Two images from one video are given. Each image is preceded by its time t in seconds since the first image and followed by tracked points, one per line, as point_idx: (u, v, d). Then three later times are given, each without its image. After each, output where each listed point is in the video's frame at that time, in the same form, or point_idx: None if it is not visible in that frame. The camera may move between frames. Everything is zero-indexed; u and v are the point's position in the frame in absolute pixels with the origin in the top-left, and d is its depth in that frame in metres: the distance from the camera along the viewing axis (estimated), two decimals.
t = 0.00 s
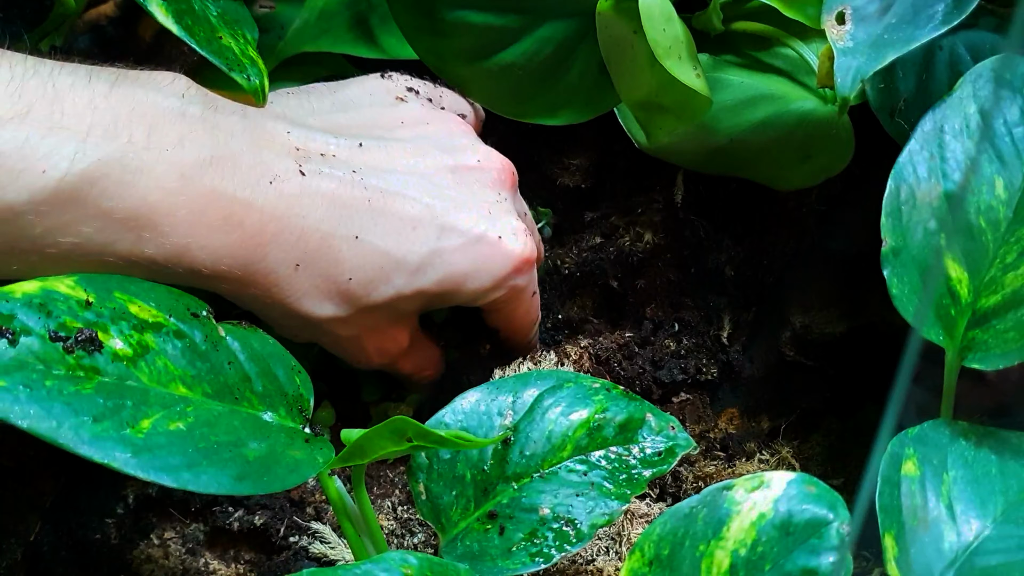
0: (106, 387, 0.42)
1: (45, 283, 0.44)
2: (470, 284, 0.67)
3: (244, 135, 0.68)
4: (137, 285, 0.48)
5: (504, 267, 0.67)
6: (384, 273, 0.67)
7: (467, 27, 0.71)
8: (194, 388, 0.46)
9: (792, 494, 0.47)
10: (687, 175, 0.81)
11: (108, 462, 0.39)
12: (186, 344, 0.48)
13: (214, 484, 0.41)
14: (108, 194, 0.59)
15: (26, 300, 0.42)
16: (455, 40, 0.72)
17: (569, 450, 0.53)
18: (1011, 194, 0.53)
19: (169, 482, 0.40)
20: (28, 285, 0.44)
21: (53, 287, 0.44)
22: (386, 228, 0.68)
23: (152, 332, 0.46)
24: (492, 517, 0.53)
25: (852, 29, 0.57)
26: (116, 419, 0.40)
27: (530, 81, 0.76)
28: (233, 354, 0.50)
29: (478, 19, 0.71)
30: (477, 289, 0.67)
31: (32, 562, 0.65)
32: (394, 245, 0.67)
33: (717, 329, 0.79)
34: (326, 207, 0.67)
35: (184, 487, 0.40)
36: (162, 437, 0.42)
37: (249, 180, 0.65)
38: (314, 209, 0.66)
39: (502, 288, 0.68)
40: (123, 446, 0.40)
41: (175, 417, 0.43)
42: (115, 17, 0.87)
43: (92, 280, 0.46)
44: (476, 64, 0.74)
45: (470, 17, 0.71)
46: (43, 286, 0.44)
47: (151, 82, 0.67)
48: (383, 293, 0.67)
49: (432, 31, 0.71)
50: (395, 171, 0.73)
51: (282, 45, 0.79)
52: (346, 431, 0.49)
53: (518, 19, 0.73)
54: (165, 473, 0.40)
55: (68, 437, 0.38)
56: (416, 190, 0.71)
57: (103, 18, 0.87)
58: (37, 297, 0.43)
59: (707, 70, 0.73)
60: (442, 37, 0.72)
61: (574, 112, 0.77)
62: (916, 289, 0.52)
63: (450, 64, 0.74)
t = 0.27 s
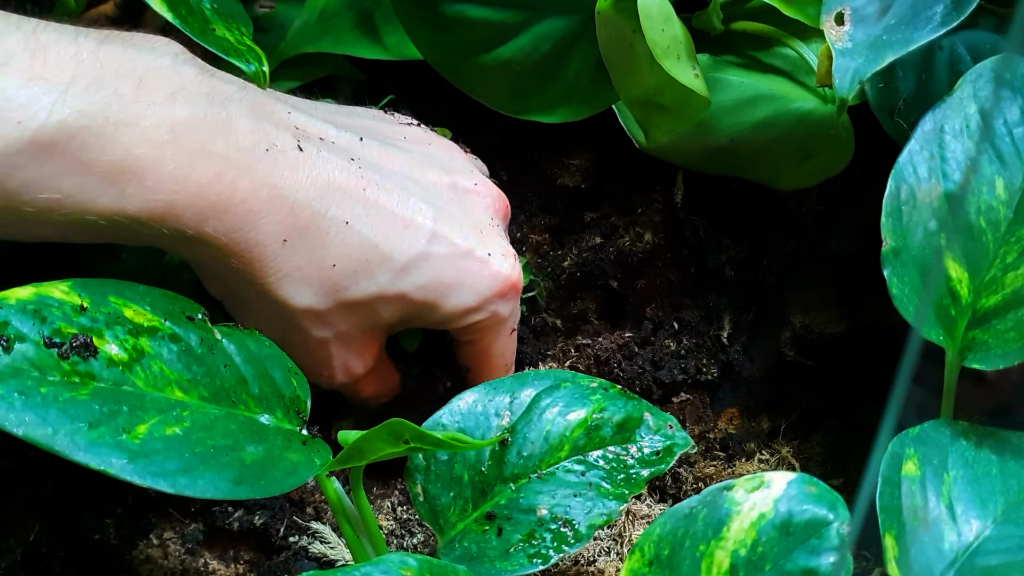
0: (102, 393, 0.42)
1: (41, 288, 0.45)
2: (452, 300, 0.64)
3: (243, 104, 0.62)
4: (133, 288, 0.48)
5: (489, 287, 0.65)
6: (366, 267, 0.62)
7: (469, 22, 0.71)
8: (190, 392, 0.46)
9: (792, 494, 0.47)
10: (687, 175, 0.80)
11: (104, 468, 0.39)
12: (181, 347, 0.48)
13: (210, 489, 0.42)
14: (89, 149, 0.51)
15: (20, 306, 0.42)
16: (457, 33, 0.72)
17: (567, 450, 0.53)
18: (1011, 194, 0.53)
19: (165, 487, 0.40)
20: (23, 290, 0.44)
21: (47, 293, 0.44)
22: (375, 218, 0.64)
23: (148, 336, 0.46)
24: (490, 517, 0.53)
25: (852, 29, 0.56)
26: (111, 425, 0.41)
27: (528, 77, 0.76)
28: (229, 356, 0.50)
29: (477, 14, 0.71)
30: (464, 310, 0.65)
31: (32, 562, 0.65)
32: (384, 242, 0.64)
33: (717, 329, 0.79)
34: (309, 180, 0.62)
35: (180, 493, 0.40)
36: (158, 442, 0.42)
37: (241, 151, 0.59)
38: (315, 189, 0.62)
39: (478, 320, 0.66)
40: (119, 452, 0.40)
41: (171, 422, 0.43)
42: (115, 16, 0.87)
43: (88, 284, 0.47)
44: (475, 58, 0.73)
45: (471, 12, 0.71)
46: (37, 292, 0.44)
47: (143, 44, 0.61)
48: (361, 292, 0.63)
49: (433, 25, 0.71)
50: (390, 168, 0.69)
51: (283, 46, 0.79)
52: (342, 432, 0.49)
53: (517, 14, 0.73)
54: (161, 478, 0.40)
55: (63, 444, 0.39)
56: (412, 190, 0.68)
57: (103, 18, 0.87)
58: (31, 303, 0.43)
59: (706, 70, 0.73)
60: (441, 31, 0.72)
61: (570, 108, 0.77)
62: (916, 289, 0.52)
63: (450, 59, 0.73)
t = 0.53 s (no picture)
0: (107, 386, 0.42)
1: (46, 283, 0.45)
2: (522, 278, 0.68)
3: (308, 134, 0.67)
4: (139, 285, 0.49)
5: (555, 265, 0.68)
6: (439, 267, 0.67)
7: (467, 18, 0.71)
8: (195, 388, 0.46)
9: (793, 493, 0.47)
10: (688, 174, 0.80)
11: (108, 461, 0.39)
12: (186, 344, 0.48)
13: (214, 484, 0.41)
14: (185, 186, 0.57)
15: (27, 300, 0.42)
16: (455, 31, 0.72)
17: (569, 450, 0.53)
18: (1011, 194, 0.53)
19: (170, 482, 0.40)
20: (29, 285, 0.44)
21: (53, 287, 0.45)
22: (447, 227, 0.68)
23: (153, 331, 0.47)
24: (492, 516, 0.53)
25: (852, 29, 0.56)
26: (117, 418, 0.41)
27: (528, 73, 0.75)
28: (234, 353, 0.50)
29: (477, 10, 0.71)
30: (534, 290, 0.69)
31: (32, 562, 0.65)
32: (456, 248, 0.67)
33: (717, 329, 0.79)
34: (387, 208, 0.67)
35: (185, 487, 0.40)
36: (163, 437, 0.42)
37: (323, 181, 0.65)
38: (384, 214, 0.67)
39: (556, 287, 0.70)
40: (123, 445, 0.40)
41: (175, 417, 0.43)
42: (114, 16, 0.87)
43: (94, 280, 0.47)
44: (475, 56, 0.73)
45: (470, 8, 0.71)
46: (43, 286, 0.44)
47: (218, 84, 0.67)
48: (438, 289, 0.68)
49: (432, 22, 0.71)
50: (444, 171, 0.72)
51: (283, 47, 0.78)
52: (346, 431, 0.49)
53: (515, 12, 0.72)
54: (165, 472, 0.40)
55: (68, 437, 0.39)
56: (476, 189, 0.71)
57: (102, 18, 0.87)
58: (37, 296, 0.43)
59: (706, 70, 0.73)
60: (440, 28, 0.71)
61: (568, 105, 0.77)
62: (916, 289, 0.52)
63: (449, 55, 0.73)
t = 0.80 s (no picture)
0: (107, 388, 0.42)
1: (45, 282, 0.44)
2: (473, 293, 0.66)
3: (270, 90, 0.65)
4: (138, 285, 0.48)
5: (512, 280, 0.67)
6: (387, 252, 0.64)
7: (467, 19, 0.71)
8: (194, 389, 0.46)
9: (793, 493, 0.47)
10: (687, 175, 0.80)
11: (109, 463, 0.39)
12: (185, 345, 0.48)
13: (215, 485, 0.41)
14: (124, 125, 0.53)
15: (27, 301, 0.42)
16: (455, 32, 0.72)
17: (568, 448, 0.53)
18: (1011, 194, 0.53)
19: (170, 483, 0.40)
20: (29, 285, 0.43)
21: (54, 287, 0.44)
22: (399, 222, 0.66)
23: (153, 332, 0.46)
24: (492, 514, 0.53)
25: (852, 29, 0.56)
26: (117, 419, 0.40)
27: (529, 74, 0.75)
28: (233, 354, 0.50)
29: (477, 11, 0.71)
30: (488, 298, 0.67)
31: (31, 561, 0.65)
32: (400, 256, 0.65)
33: (717, 329, 0.79)
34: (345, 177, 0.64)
35: (185, 488, 0.40)
36: (164, 438, 0.41)
37: (287, 151, 0.61)
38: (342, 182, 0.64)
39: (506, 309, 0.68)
40: (123, 447, 0.40)
41: (175, 418, 0.43)
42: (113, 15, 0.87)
43: (94, 280, 0.46)
44: (473, 56, 0.73)
45: (471, 10, 0.71)
46: (43, 286, 0.43)
47: (175, 31, 0.63)
48: (383, 276, 0.65)
49: (432, 23, 0.71)
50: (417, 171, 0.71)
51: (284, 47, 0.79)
52: (345, 431, 0.49)
53: (517, 12, 0.73)
54: (166, 474, 0.40)
55: (68, 438, 0.38)
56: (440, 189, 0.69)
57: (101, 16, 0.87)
58: (37, 297, 0.43)
59: (706, 70, 0.73)
60: (441, 29, 0.72)
61: (572, 104, 0.77)
62: (917, 289, 0.52)
63: (449, 56, 0.73)
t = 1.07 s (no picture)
0: (103, 392, 0.43)
1: (41, 288, 0.46)
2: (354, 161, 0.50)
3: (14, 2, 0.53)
4: (134, 288, 0.49)
5: (367, 140, 0.50)
6: (227, 109, 0.48)
7: None
8: (191, 391, 0.47)
9: (792, 495, 0.47)
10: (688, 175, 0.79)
11: (105, 467, 0.40)
12: (182, 347, 0.48)
13: (211, 488, 0.42)
14: None
15: (20, 306, 0.43)
16: None
17: (567, 451, 0.53)
18: (1010, 193, 0.53)
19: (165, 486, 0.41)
20: (25, 290, 0.45)
21: (49, 293, 0.45)
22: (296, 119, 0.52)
23: (149, 336, 0.47)
24: (489, 518, 0.53)
25: (852, 26, 0.57)
26: (113, 424, 0.41)
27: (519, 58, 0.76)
28: (230, 356, 0.50)
29: None
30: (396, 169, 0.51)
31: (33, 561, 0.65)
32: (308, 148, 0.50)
33: (717, 329, 0.79)
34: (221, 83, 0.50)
35: (181, 492, 0.41)
36: (160, 441, 0.42)
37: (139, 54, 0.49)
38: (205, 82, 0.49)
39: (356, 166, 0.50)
40: (121, 451, 0.41)
41: (172, 421, 0.44)
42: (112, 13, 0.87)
43: (90, 284, 0.48)
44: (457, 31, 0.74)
45: None
46: (39, 292, 0.45)
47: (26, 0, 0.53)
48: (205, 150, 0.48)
49: None
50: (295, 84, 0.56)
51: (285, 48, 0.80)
52: (343, 434, 0.49)
53: None
54: (162, 478, 0.41)
55: (65, 443, 0.40)
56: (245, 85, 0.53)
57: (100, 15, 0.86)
58: (32, 303, 0.44)
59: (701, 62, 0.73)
60: None
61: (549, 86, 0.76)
62: (916, 289, 0.52)
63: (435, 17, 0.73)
